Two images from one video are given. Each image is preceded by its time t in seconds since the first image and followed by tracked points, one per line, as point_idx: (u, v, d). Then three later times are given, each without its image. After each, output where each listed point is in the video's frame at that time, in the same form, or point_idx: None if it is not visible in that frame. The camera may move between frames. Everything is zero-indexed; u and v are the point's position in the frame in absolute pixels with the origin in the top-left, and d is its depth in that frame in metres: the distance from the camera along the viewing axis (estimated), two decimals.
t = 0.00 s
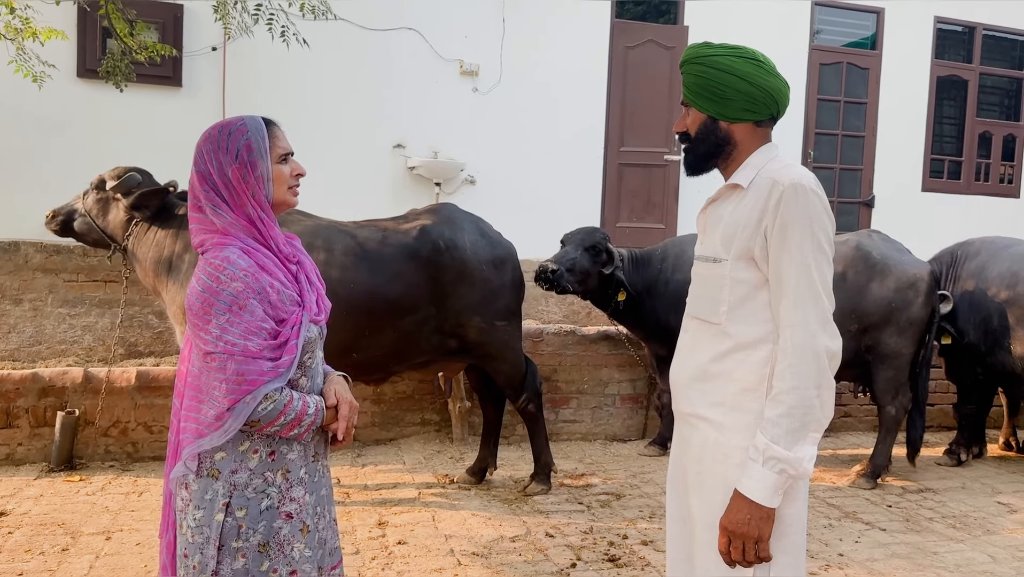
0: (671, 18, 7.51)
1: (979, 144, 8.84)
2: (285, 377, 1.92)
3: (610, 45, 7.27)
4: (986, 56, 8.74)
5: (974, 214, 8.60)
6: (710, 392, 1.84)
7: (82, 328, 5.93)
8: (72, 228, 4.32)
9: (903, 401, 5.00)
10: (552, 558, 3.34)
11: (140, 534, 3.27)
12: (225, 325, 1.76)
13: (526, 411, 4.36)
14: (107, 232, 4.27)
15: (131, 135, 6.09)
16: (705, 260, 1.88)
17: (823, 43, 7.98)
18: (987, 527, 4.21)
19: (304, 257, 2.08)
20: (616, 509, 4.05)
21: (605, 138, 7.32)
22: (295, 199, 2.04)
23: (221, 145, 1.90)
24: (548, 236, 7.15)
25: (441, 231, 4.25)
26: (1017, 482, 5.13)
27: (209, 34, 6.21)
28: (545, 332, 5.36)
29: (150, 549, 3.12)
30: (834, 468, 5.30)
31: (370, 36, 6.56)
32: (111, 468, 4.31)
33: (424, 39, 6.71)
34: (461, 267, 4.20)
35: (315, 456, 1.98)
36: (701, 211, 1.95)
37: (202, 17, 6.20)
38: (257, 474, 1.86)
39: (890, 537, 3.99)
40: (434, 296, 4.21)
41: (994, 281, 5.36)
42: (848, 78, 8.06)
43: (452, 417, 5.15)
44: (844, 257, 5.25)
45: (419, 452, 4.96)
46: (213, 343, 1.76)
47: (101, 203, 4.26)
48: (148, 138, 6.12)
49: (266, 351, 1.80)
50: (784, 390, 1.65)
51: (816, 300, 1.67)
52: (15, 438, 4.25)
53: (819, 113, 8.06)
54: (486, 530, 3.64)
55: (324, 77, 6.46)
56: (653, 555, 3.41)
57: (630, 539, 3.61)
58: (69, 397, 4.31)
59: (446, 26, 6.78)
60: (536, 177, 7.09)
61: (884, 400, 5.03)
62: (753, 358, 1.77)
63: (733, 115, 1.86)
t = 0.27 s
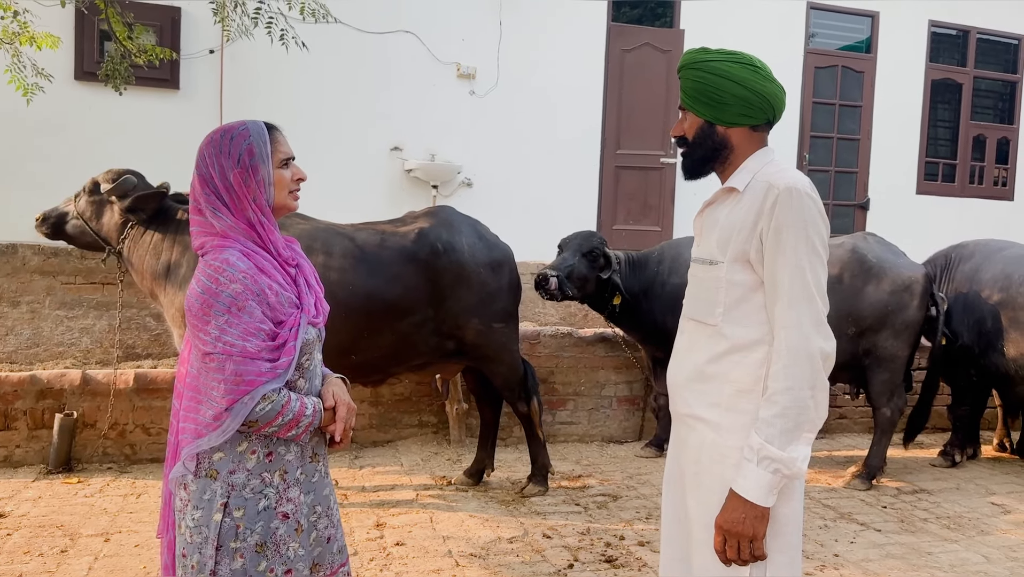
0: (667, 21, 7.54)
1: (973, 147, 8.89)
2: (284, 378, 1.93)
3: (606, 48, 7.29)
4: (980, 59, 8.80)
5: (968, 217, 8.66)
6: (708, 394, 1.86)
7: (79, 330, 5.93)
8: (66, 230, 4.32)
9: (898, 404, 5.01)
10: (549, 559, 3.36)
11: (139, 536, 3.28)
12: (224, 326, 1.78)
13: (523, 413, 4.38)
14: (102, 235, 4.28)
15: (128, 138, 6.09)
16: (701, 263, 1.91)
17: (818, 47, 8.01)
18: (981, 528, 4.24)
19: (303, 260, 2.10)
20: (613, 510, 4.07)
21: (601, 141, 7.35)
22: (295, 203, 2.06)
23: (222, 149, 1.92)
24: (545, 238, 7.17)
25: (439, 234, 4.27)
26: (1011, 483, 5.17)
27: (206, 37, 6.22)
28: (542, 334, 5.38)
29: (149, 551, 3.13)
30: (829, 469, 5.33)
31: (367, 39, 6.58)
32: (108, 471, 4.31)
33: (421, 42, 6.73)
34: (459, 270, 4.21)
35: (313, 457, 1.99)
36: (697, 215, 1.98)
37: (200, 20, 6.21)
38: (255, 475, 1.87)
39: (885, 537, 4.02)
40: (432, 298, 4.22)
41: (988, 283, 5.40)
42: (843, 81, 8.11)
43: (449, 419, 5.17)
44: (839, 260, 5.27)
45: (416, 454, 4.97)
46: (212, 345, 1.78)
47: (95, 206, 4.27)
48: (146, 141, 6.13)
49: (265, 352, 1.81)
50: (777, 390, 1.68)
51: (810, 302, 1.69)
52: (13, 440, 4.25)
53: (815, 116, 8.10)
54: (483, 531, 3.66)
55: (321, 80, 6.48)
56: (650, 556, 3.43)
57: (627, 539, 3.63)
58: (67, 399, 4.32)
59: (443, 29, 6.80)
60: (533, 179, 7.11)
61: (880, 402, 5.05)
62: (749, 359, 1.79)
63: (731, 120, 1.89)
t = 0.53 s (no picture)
0: (662, 25, 7.57)
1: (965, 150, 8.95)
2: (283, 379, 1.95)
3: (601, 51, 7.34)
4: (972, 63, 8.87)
5: (960, 219, 8.72)
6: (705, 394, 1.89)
7: (76, 332, 5.92)
8: (57, 233, 4.29)
9: (891, 405, 5.08)
10: (546, 559, 3.38)
11: (137, 537, 3.29)
12: (223, 327, 1.80)
13: (519, 414, 4.40)
14: (95, 239, 4.24)
15: (125, 141, 6.10)
16: (699, 265, 1.94)
17: (812, 50, 8.06)
18: (973, 528, 4.28)
19: (301, 263, 2.12)
20: (609, 511, 4.09)
21: (596, 144, 7.39)
22: (294, 207, 2.08)
23: (222, 153, 1.94)
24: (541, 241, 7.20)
25: (436, 236, 4.29)
26: (1003, 483, 5.21)
27: (203, 40, 6.23)
28: (538, 336, 5.41)
29: (147, 552, 3.14)
30: (823, 470, 5.36)
31: (363, 42, 6.60)
32: (106, 473, 4.32)
33: (417, 45, 6.75)
34: (456, 272, 4.22)
35: (312, 458, 2.01)
36: (695, 218, 2.00)
37: (197, 23, 6.23)
38: (254, 475, 1.89)
39: (879, 537, 4.05)
40: (429, 301, 4.24)
41: (979, 285, 5.45)
42: (836, 85, 8.17)
43: (446, 420, 5.19)
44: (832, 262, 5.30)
45: (413, 455, 4.99)
46: (211, 346, 1.80)
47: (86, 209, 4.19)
48: (142, 143, 6.14)
49: (264, 353, 1.83)
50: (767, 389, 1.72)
51: (799, 302, 1.72)
52: (10, 443, 4.25)
53: (808, 119, 8.16)
54: (480, 532, 3.68)
55: (318, 83, 6.50)
56: (646, 556, 3.46)
57: (623, 540, 3.65)
58: (65, 402, 4.32)
59: (439, 33, 6.83)
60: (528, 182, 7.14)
61: (873, 403, 5.11)
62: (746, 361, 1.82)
63: (733, 122, 1.91)
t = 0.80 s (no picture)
0: (655, 28, 7.62)
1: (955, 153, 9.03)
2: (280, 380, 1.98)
3: (595, 55, 7.38)
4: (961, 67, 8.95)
5: (950, 222, 8.80)
6: (700, 394, 1.92)
7: (71, 335, 5.91)
8: (47, 238, 4.28)
9: (882, 406, 5.10)
10: (540, 560, 3.41)
11: (134, 539, 3.30)
12: (220, 330, 1.82)
13: (514, 415, 4.43)
14: (89, 245, 4.24)
15: (120, 144, 6.11)
16: (694, 267, 1.98)
17: (804, 54, 8.12)
18: (963, 527, 4.32)
19: (297, 265, 2.15)
20: (603, 511, 4.12)
21: (590, 147, 7.43)
22: (289, 211, 2.10)
23: (219, 158, 1.96)
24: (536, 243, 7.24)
25: (433, 239, 4.33)
26: (993, 483, 5.26)
27: (197, 44, 6.25)
28: (532, 338, 5.44)
29: (144, 554, 3.15)
30: (816, 470, 5.40)
31: (357, 46, 6.63)
32: (102, 475, 4.32)
33: (412, 49, 6.78)
34: (452, 274, 4.27)
35: (309, 458, 2.04)
36: (691, 222, 2.04)
37: (192, 27, 6.25)
38: (252, 475, 1.91)
39: (870, 536, 4.09)
40: (425, 303, 4.27)
41: (969, 287, 5.50)
42: (828, 88, 8.23)
43: (441, 422, 5.21)
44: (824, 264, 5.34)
45: (408, 457, 5.01)
46: (209, 348, 1.82)
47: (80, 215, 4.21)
48: (137, 147, 6.15)
49: (260, 354, 1.85)
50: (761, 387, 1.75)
51: (742, 280, 1.78)
52: (6, 446, 4.25)
53: (800, 122, 8.22)
54: (476, 533, 3.70)
55: (313, 87, 6.53)
56: (640, 556, 3.49)
57: (617, 540, 3.68)
58: (60, 404, 4.33)
59: (433, 36, 6.86)
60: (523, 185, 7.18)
61: (864, 404, 5.14)
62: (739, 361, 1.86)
63: (729, 126, 1.94)
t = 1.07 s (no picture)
0: (647, 32, 7.66)
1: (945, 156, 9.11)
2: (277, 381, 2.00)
3: (587, 59, 7.42)
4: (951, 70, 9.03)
5: (940, 224, 8.89)
6: (691, 393, 1.96)
7: (65, 339, 5.91)
8: (35, 242, 4.22)
9: (873, 406, 5.17)
10: (535, 560, 3.44)
11: (130, 541, 3.31)
12: (216, 331, 1.84)
13: (508, 416, 4.46)
14: (80, 251, 4.20)
15: (114, 147, 6.12)
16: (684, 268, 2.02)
17: (795, 57, 8.19)
18: (953, 525, 4.37)
19: (292, 267, 2.17)
20: (597, 512, 4.15)
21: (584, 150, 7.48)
22: (284, 215, 2.12)
23: (213, 162, 1.97)
24: (530, 246, 7.28)
25: (428, 241, 4.36)
26: (983, 482, 5.32)
27: (191, 47, 6.26)
28: (527, 340, 5.47)
29: (141, 556, 3.16)
30: (807, 470, 5.45)
31: (351, 49, 6.65)
32: (97, 478, 4.33)
33: (405, 52, 6.81)
34: (447, 276, 4.30)
35: (305, 458, 2.06)
36: (683, 225, 2.08)
37: (186, 30, 6.25)
38: (249, 475, 1.93)
39: (861, 535, 4.14)
40: (420, 305, 4.30)
41: (957, 289, 5.56)
42: (819, 92, 8.30)
43: (435, 424, 5.23)
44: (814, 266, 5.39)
45: (403, 459, 5.03)
46: (205, 349, 1.84)
47: (70, 221, 4.16)
48: (131, 150, 6.15)
49: (256, 355, 1.88)
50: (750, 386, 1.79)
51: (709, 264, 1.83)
52: (1, 449, 4.26)
53: (791, 125, 8.28)
54: (471, 534, 3.73)
55: (307, 90, 6.55)
56: (633, 555, 3.52)
57: (611, 540, 3.71)
58: (55, 407, 4.33)
59: (427, 40, 6.89)
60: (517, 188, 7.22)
61: (855, 404, 5.20)
62: (729, 360, 1.90)
63: (718, 130, 1.98)
